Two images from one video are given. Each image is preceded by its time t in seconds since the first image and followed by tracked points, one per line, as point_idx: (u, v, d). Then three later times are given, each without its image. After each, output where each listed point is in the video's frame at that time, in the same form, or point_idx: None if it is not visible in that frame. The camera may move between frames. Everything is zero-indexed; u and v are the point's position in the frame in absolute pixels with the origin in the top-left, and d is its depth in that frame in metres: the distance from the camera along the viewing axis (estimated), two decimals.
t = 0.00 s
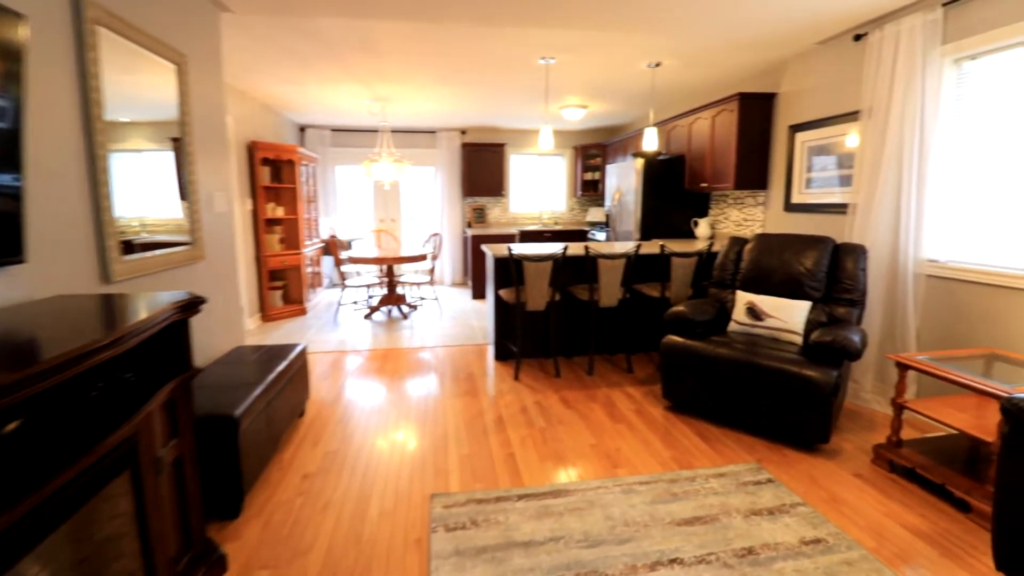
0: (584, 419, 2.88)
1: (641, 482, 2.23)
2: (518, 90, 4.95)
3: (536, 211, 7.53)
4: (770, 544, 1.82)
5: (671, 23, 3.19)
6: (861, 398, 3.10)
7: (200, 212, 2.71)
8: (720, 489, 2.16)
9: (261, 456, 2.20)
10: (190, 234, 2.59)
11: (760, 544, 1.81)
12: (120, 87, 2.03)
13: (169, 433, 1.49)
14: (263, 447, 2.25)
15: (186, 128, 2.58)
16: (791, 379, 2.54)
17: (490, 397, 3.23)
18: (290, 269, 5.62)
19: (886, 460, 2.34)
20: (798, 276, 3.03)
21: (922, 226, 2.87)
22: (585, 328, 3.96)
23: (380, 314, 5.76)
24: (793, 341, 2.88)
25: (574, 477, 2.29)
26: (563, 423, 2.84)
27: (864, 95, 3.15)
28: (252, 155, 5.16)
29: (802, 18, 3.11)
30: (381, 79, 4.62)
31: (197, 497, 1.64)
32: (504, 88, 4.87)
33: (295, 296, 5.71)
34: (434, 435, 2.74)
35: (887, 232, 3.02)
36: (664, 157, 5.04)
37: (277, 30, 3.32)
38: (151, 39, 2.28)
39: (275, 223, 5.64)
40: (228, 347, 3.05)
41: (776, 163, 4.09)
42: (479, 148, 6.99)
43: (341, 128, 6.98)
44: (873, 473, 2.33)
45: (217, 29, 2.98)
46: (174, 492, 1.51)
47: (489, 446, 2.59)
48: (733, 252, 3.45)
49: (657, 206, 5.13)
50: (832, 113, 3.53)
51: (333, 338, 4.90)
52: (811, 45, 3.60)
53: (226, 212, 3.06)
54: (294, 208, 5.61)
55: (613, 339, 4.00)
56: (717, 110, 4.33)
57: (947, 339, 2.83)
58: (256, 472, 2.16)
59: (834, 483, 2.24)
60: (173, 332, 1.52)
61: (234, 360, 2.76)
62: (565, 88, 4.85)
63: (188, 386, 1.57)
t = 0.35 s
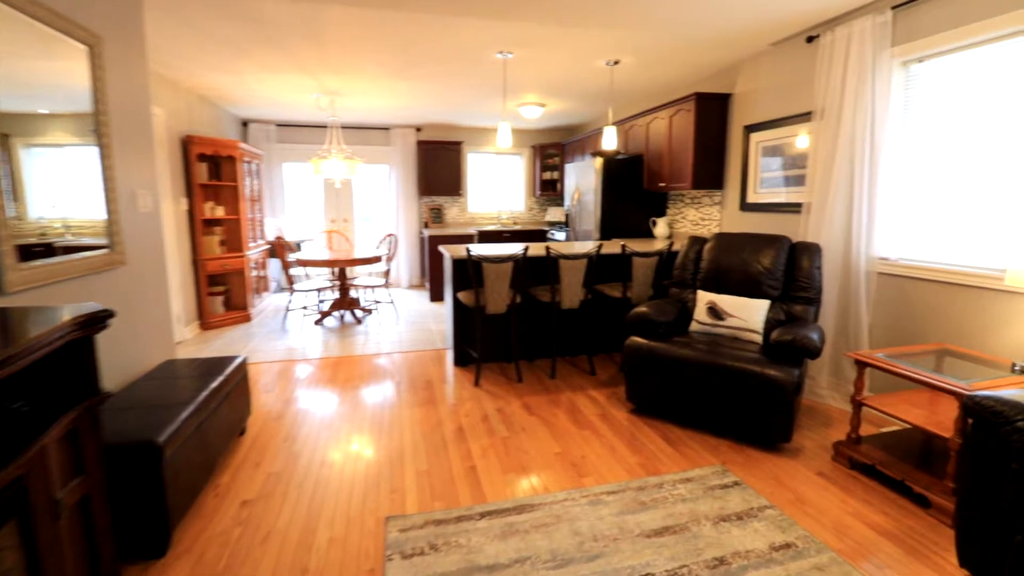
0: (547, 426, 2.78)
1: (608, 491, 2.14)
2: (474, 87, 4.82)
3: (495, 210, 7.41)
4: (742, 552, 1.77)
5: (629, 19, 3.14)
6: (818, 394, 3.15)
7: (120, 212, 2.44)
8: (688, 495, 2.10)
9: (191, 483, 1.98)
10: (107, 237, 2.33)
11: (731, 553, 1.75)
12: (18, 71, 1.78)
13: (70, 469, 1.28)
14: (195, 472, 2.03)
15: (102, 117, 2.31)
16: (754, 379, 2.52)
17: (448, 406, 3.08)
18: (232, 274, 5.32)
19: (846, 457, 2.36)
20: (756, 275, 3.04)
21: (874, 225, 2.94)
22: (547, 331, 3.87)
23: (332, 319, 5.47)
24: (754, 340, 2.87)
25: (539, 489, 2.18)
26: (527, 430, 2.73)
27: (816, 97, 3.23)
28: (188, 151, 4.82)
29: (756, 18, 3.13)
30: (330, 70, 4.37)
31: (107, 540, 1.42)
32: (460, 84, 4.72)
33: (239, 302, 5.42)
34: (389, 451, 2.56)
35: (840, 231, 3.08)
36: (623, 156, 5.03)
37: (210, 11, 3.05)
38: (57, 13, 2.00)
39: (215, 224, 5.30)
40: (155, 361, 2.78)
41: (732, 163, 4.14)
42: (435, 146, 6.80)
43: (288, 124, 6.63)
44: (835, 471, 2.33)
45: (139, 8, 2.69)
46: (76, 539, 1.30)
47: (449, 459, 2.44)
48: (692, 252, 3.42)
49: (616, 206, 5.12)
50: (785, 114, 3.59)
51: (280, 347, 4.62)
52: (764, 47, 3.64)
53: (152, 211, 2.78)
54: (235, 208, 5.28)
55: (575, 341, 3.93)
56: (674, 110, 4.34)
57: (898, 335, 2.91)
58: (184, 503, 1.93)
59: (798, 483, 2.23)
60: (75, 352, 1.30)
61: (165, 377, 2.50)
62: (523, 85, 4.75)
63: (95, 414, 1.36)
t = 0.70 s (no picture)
0: (526, 435, 2.64)
1: (593, 506, 2.02)
2: (443, 81, 4.65)
3: (466, 210, 7.24)
4: (736, 568, 1.67)
5: (604, 11, 3.04)
6: (799, 394, 3.10)
7: (47, 212, 2.20)
8: (677, 507, 2.01)
9: (129, 516, 1.77)
10: (32, 240, 2.10)
11: (726, 570, 1.66)
12: None
13: None
14: (134, 503, 1.81)
15: (25, 105, 2.07)
16: (738, 382, 2.45)
17: (421, 416, 2.91)
18: (185, 278, 5.00)
19: (832, 460, 2.31)
20: (735, 274, 2.98)
21: (850, 223, 2.93)
22: (523, 334, 3.74)
23: (296, 325, 5.20)
24: (735, 341, 2.81)
25: (521, 506, 2.04)
26: (505, 441, 2.59)
27: (792, 94, 3.20)
28: (134, 146, 4.50)
29: (731, 13, 3.08)
30: (290, 61, 4.13)
31: None
32: (428, 78, 4.54)
33: (194, 308, 5.11)
34: (357, 469, 2.37)
35: (817, 229, 3.06)
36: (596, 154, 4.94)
37: None
38: None
39: (166, 225, 4.97)
40: (93, 375, 2.53)
41: (706, 161, 4.10)
42: (403, 144, 6.59)
43: (246, 119, 6.30)
44: (823, 475, 2.28)
45: None
46: None
47: (422, 476, 2.27)
48: (671, 251, 3.34)
49: (590, 204, 5.03)
50: (759, 111, 3.56)
51: (239, 355, 4.34)
52: (738, 44, 3.61)
53: (88, 211, 2.53)
54: (188, 207, 4.96)
55: (552, 344, 3.81)
56: (648, 107, 4.28)
57: (875, 332, 2.90)
58: (120, 541, 1.71)
59: (787, 488, 2.16)
60: None
61: (103, 395, 2.26)
62: (494, 80, 4.61)
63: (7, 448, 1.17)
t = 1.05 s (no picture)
0: (520, 452, 2.48)
1: (596, 533, 1.87)
2: (429, 77, 4.46)
3: (453, 211, 7.05)
4: None
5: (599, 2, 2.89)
6: (803, 403, 2.98)
7: None
8: (686, 533, 1.86)
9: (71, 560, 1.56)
10: None
11: None
12: None
13: None
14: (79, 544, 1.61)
15: None
16: (745, 395, 2.30)
17: (408, 431, 2.73)
18: (158, 283, 4.74)
19: (846, 476, 2.21)
20: (737, 279, 2.85)
21: (856, 225, 2.82)
22: (514, 341, 3.57)
23: (275, 332, 4.97)
24: (739, 349, 2.67)
25: (518, 535, 1.88)
26: (498, 459, 2.42)
27: (793, 90, 3.08)
28: (100, 143, 4.23)
29: (731, 6, 2.95)
30: (267, 54, 3.91)
31: None
32: (413, 73, 4.35)
33: (167, 315, 4.85)
34: (337, 493, 2.18)
35: (821, 230, 2.94)
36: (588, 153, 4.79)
37: None
38: None
39: (136, 227, 4.71)
40: (45, 394, 2.30)
41: (702, 161, 3.98)
42: (387, 142, 6.37)
43: (222, 116, 6.04)
44: (837, 493, 2.16)
45: None
46: None
47: (410, 501, 2.10)
48: (669, 254, 3.19)
49: (582, 205, 4.88)
50: (758, 109, 3.45)
51: (214, 364, 4.10)
52: (735, 39, 3.49)
53: (38, 215, 2.30)
54: (160, 208, 4.71)
55: (545, 351, 3.65)
56: (641, 105, 4.14)
57: (882, 338, 2.80)
58: None
59: (801, 509, 2.03)
60: None
61: (53, 417, 2.05)
62: (482, 76, 4.43)
63: None
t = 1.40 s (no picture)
0: (523, 473, 2.28)
1: (609, 570, 1.68)
2: (424, 71, 4.27)
3: (450, 211, 6.86)
4: None
5: None
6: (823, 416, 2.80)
7: None
8: (709, 570, 1.67)
9: None
10: None
11: None
12: None
13: None
14: None
15: None
16: (767, 412, 2.11)
17: (401, 449, 2.53)
18: (139, 286, 4.53)
19: (879, 500, 2.03)
20: (753, 284, 2.66)
21: (880, 226, 2.63)
22: (515, 348, 3.37)
23: (263, 338, 4.76)
24: (757, 360, 2.49)
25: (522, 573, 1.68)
26: (499, 481, 2.23)
27: (811, 83, 2.90)
28: (76, 140, 4.02)
29: None
30: (253, 46, 3.71)
31: None
32: (408, 67, 4.16)
33: (149, 320, 4.63)
34: (322, 522, 1.99)
35: (842, 232, 2.75)
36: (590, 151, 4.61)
37: None
38: None
39: (116, 228, 4.49)
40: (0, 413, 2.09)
41: (710, 159, 3.80)
42: (381, 140, 6.17)
43: (210, 112, 5.82)
44: (870, 519, 1.98)
45: None
46: None
47: (402, 532, 1.90)
48: (679, 257, 3.00)
49: (583, 205, 4.70)
50: (771, 104, 3.27)
51: (197, 373, 3.89)
52: (747, 30, 3.31)
53: None
54: (142, 209, 4.49)
55: (547, 359, 3.46)
56: (646, 101, 3.95)
57: (911, 346, 2.63)
58: None
59: (833, 539, 1.85)
60: None
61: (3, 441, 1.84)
62: (480, 70, 4.24)
63: None
